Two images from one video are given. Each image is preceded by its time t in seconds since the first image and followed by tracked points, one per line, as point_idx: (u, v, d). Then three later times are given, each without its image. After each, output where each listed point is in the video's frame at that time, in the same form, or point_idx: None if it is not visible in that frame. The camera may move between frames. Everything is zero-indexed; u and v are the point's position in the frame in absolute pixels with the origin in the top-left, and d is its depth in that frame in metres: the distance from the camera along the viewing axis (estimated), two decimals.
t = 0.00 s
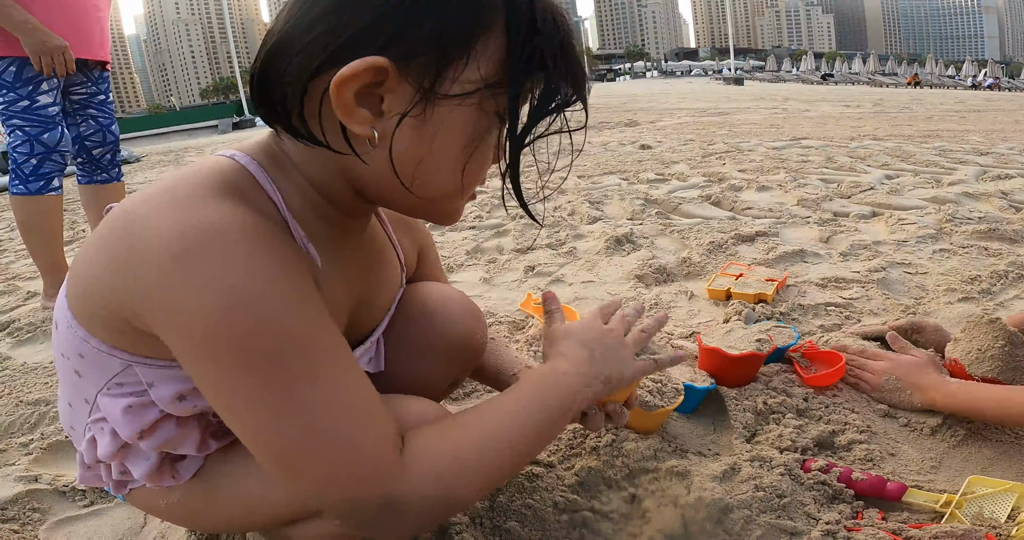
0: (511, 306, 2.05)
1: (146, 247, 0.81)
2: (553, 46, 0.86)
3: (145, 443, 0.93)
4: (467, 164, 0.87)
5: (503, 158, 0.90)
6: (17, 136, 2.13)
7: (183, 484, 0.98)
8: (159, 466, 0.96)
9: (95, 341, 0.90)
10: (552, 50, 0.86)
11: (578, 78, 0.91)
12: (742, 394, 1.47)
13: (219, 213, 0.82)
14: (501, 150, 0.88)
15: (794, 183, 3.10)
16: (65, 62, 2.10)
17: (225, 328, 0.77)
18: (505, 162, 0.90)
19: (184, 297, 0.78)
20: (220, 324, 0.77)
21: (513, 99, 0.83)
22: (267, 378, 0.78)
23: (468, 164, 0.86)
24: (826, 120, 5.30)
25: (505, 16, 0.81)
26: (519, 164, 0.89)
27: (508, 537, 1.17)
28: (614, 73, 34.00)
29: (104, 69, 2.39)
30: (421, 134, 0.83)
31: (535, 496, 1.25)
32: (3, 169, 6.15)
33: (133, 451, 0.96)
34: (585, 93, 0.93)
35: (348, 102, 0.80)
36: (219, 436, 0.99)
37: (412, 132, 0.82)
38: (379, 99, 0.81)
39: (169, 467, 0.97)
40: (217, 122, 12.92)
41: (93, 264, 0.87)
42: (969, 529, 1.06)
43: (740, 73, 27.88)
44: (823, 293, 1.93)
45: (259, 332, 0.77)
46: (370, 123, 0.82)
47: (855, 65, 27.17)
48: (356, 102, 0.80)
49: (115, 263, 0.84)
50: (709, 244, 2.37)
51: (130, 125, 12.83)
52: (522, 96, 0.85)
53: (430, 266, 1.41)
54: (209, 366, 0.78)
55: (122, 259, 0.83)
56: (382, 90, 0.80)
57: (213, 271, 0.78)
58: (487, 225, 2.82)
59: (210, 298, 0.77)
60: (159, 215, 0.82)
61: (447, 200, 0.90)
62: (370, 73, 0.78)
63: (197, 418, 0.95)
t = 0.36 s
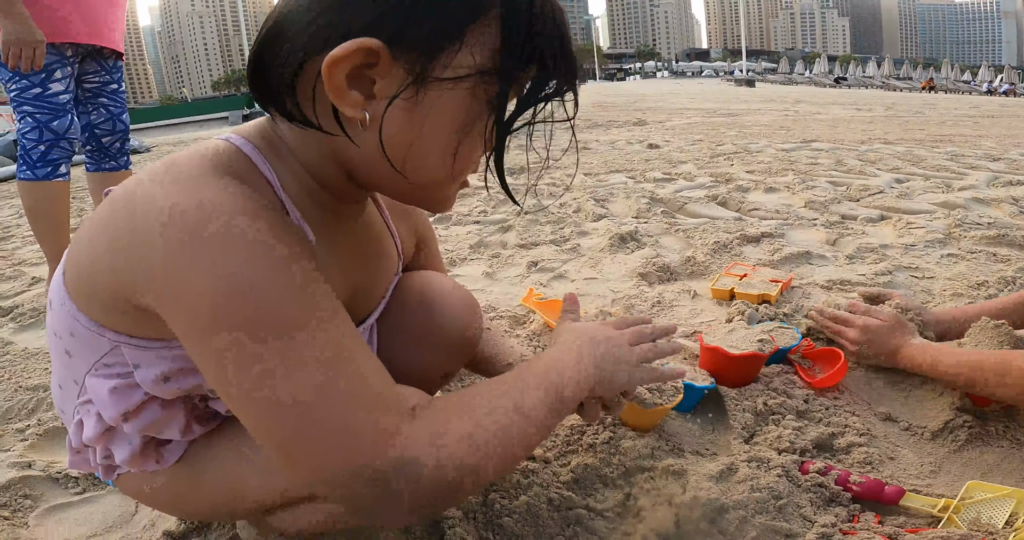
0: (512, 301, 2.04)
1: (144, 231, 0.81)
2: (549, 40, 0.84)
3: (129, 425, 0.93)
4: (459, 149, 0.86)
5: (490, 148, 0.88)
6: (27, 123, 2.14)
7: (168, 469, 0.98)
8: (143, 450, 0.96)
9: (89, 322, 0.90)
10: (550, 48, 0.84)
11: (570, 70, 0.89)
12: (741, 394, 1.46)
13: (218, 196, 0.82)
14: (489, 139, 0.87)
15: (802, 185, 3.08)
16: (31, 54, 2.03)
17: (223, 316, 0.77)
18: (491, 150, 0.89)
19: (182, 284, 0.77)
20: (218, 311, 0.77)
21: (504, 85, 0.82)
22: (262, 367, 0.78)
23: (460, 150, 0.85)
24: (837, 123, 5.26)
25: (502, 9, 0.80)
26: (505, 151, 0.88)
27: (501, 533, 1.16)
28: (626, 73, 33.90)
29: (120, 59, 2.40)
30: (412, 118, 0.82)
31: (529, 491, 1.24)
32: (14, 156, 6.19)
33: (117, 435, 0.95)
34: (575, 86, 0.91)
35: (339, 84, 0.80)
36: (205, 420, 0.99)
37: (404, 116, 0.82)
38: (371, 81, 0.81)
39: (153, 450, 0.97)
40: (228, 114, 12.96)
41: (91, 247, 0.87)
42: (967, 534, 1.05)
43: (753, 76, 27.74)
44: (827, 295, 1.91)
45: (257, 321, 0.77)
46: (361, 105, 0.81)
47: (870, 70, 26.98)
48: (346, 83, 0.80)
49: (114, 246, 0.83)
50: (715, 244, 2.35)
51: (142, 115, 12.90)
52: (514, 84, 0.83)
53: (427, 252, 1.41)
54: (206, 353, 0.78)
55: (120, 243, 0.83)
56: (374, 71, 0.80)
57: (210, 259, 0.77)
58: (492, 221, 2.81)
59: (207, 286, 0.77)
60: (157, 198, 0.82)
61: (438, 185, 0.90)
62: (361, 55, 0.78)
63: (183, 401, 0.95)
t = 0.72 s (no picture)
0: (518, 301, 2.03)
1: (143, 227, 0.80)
2: (550, 29, 0.83)
3: (130, 424, 0.92)
4: (462, 140, 0.85)
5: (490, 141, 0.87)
6: (35, 120, 2.13)
7: (170, 468, 0.97)
8: (144, 450, 0.96)
9: (87, 320, 0.89)
10: (551, 37, 0.83)
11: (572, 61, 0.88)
12: (748, 396, 1.44)
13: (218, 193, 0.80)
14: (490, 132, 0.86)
15: (810, 187, 3.06)
16: (65, 49, 2.07)
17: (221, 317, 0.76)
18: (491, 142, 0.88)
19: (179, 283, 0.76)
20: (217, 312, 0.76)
21: (504, 75, 0.82)
22: (260, 370, 0.76)
23: (463, 141, 0.84)
24: (845, 126, 5.22)
25: None
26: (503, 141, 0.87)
27: (505, 533, 1.14)
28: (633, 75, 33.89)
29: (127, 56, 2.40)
30: (412, 109, 0.81)
31: (533, 491, 1.23)
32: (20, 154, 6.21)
33: (118, 434, 0.94)
34: (578, 81, 0.89)
35: (339, 74, 0.79)
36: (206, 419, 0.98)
37: (405, 107, 0.81)
38: (371, 72, 0.80)
39: (155, 450, 0.96)
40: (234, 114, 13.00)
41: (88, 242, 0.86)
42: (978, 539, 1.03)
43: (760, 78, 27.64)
44: (836, 298, 1.89)
45: (255, 324, 0.76)
46: (361, 96, 0.81)
47: (878, 73, 26.86)
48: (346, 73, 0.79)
49: (110, 241, 0.82)
50: (721, 246, 2.33)
51: (149, 114, 12.94)
52: (514, 74, 0.83)
53: (429, 249, 1.39)
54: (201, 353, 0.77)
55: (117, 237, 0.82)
56: (374, 62, 0.79)
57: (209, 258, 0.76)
58: (497, 221, 2.80)
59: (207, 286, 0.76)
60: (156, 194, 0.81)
61: (439, 179, 0.89)
62: (361, 45, 0.78)
63: (184, 400, 0.94)
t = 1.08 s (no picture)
0: (521, 305, 2.05)
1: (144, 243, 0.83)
2: (549, 43, 0.86)
3: (148, 434, 0.95)
4: (466, 156, 0.86)
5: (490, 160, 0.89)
6: (48, 122, 2.17)
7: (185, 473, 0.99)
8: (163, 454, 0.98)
9: (100, 334, 0.92)
10: (547, 49, 0.86)
11: (569, 80, 0.91)
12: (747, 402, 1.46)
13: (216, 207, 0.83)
14: (487, 152, 0.88)
15: (814, 192, 3.07)
16: (81, 51, 2.12)
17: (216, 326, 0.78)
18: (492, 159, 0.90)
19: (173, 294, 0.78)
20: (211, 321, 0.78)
21: (505, 93, 0.84)
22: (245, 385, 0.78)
23: (466, 158, 0.86)
24: (851, 130, 5.22)
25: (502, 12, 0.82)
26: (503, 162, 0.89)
27: (507, 535, 1.17)
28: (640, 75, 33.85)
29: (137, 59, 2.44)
30: (416, 129, 0.83)
31: (534, 494, 1.25)
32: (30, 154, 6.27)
33: (137, 443, 0.97)
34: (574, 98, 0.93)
35: (343, 95, 0.81)
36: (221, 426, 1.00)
37: (408, 126, 0.83)
38: (374, 93, 0.82)
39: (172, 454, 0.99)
40: (242, 113, 13.06)
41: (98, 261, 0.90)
42: None
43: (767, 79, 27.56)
44: (836, 305, 1.91)
45: (247, 337, 0.78)
46: (365, 116, 0.83)
47: (886, 75, 26.74)
48: (350, 94, 0.81)
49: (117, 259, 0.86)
50: (724, 251, 2.35)
51: (158, 114, 13.02)
52: (515, 92, 0.85)
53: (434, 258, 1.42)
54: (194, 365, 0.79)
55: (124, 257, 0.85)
56: (377, 83, 0.81)
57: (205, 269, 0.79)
58: (501, 225, 2.82)
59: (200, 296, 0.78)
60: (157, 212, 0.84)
61: (442, 195, 0.91)
62: (362, 67, 0.80)
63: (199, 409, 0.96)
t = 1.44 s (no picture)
0: (526, 307, 2.05)
1: (145, 266, 0.85)
2: (578, 63, 0.86)
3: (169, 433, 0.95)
4: (477, 174, 0.87)
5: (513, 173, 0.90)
6: (57, 123, 2.19)
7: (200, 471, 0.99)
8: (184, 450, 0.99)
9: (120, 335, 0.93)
10: (576, 70, 0.86)
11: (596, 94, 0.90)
12: (752, 406, 1.45)
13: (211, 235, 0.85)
14: (509, 166, 0.89)
15: (819, 195, 3.06)
16: (87, 53, 2.11)
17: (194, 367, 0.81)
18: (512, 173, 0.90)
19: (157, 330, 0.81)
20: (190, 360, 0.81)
21: (524, 111, 0.84)
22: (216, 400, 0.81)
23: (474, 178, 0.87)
24: (857, 133, 5.21)
25: (524, 29, 0.83)
26: (525, 179, 0.91)
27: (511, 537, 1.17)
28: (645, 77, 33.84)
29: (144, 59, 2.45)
30: (426, 148, 0.84)
31: (539, 496, 1.25)
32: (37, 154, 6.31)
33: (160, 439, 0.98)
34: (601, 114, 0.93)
35: (351, 111, 0.81)
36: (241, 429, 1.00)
37: (417, 144, 0.83)
38: (384, 109, 0.82)
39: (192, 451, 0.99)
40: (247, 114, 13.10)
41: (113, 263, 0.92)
42: None
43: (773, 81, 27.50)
44: (842, 309, 1.90)
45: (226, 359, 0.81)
46: (375, 134, 0.83)
47: (891, 77, 26.67)
48: (360, 111, 0.81)
49: (123, 272, 0.88)
50: (729, 254, 2.34)
51: (164, 114, 13.06)
52: (535, 110, 0.85)
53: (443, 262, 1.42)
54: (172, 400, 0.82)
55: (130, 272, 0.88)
56: (388, 102, 0.81)
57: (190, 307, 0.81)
58: (505, 227, 2.82)
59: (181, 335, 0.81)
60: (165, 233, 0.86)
61: (453, 214, 0.91)
62: (373, 85, 0.80)
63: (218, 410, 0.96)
